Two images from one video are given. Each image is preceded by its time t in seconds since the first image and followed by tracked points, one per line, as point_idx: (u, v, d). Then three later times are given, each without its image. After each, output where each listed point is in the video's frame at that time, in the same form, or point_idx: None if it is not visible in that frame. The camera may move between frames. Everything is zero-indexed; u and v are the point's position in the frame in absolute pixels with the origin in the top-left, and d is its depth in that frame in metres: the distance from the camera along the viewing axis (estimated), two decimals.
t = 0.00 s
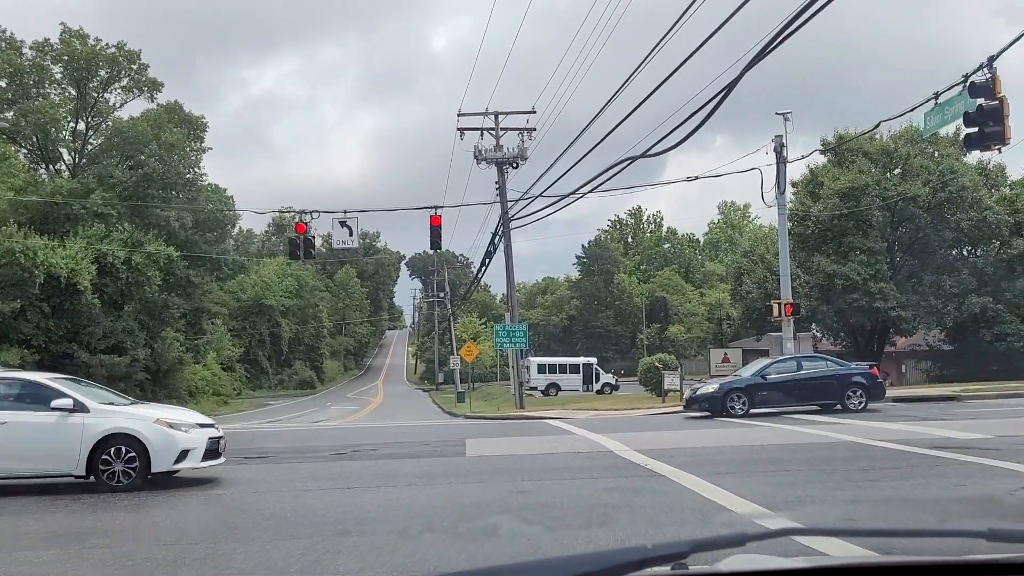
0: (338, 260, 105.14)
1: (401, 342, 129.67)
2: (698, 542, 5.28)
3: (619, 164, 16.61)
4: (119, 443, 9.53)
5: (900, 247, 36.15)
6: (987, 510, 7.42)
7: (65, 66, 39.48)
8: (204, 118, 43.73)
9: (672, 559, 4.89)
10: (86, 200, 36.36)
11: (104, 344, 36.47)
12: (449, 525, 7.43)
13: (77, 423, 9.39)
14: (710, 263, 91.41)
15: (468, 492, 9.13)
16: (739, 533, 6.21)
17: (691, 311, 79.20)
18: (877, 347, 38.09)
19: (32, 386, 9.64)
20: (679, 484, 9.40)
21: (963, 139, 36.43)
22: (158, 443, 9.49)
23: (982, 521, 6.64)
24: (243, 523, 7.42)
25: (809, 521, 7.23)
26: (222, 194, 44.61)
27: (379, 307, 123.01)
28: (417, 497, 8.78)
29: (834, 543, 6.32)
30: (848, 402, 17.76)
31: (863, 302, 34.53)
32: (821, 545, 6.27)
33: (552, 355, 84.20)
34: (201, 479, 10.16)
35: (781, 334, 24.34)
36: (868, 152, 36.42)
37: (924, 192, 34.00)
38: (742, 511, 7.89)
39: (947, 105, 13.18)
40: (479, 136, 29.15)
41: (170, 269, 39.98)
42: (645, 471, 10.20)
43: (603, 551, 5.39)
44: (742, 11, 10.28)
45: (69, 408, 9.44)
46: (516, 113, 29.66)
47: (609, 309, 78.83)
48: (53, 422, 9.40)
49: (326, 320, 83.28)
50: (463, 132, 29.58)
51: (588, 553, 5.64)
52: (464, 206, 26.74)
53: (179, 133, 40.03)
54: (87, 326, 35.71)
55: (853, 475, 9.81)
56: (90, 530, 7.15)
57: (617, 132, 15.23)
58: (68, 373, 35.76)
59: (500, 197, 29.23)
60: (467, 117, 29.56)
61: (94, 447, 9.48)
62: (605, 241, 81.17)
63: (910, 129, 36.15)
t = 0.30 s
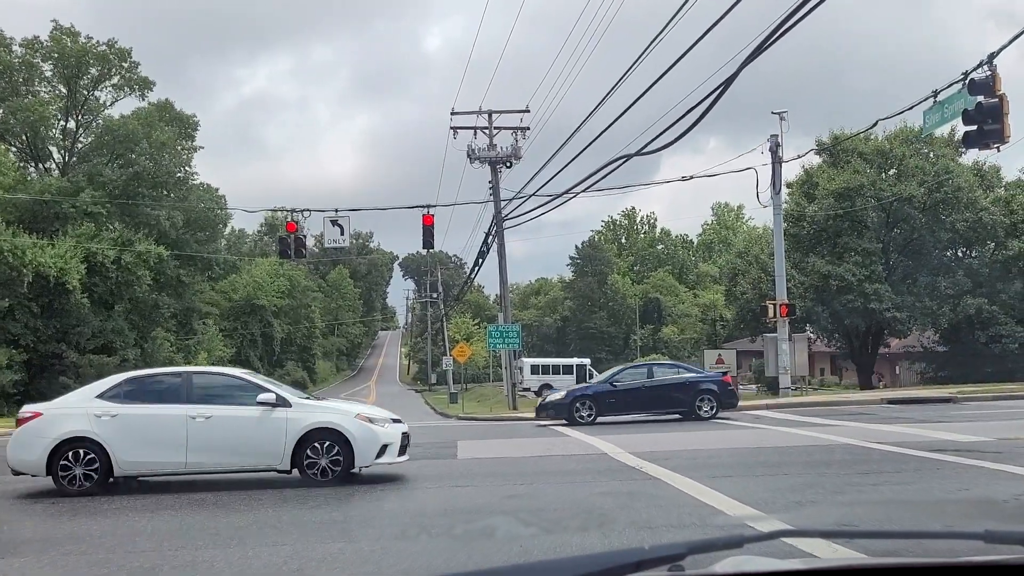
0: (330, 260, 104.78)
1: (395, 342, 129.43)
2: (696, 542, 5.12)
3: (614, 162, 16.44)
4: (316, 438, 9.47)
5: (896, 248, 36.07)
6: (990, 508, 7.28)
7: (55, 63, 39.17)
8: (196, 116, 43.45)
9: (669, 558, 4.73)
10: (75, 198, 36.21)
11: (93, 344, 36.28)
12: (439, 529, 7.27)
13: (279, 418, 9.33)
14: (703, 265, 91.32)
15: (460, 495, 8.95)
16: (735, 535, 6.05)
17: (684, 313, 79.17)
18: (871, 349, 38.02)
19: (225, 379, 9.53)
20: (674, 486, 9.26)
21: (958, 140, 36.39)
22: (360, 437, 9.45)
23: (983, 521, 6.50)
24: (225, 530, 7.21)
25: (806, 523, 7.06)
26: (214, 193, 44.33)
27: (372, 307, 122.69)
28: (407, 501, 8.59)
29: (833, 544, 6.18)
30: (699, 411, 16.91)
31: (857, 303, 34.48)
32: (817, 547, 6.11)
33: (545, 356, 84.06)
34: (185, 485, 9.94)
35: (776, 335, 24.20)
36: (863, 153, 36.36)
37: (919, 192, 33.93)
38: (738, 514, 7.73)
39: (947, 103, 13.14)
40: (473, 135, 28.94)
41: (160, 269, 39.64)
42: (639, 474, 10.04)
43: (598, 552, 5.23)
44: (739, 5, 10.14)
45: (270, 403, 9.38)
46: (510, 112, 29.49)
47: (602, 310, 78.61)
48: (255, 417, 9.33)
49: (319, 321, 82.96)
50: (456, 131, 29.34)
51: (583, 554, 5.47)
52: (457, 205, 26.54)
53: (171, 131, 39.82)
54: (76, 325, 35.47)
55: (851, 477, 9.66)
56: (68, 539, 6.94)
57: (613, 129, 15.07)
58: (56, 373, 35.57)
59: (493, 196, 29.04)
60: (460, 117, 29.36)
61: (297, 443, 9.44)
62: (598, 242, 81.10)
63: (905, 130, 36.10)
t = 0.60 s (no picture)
0: (324, 261, 104.51)
1: (389, 344, 129.36)
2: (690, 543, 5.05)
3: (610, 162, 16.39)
4: (544, 431, 9.82)
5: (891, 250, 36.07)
6: (986, 507, 7.22)
7: (48, 63, 39.01)
8: (189, 116, 43.31)
9: (666, 558, 4.65)
10: (68, 198, 36.14)
11: (85, 344, 36.16)
12: (433, 531, 7.22)
13: (506, 413, 9.72)
14: (697, 267, 91.32)
15: (454, 498, 8.86)
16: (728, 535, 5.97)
17: (679, 315, 79.14)
18: (866, 351, 38.03)
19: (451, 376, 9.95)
20: (671, 487, 9.22)
21: (953, 142, 36.46)
22: (585, 430, 9.82)
23: (979, 520, 6.44)
24: (213, 538, 7.13)
25: (801, 525, 6.99)
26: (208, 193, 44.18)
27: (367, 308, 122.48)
28: (398, 505, 8.49)
29: (829, 544, 6.13)
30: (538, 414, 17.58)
31: (852, 305, 34.53)
32: (810, 550, 6.03)
33: (540, 358, 83.98)
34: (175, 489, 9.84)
35: (772, 336, 24.17)
36: (857, 154, 36.41)
37: (914, 194, 33.99)
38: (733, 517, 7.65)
39: (943, 103, 13.13)
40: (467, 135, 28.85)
41: (153, 270, 39.44)
42: (635, 476, 9.99)
43: (593, 554, 5.14)
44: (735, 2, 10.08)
45: (497, 398, 9.77)
46: (505, 112, 29.46)
47: (597, 312, 78.51)
48: (484, 412, 9.72)
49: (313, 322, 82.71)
50: (450, 130, 29.26)
51: (576, 556, 5.38)
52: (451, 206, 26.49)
53: (164, 131, 39.68)
54: (68, 326, 35.34)
55: (848, 478, 9.59)
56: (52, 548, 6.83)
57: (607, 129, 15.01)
58: (48, 374, 35.50)
59: (488, 196, 28.99)
60: (454, 117, 29.33)
61: (522, 438, 9.78)
62: (593, 243, 81.06)
63: (900, 131, 36.14)
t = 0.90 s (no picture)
0: (320, 262, 104.47)
1: (385, 345, 129.28)
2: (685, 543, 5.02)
3: (605, 163, 16.32)
4: (787, 425, 9.99)
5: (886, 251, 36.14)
6: (983, 507, 7.18)
7: (42, 63, 38.93)
8: (184, 117, 43.24)
9: (661, 559, 4.62)
10: (62, 198, 36.05)
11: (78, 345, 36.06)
12: (430, 532, 7.20)
13: (749, 406, 9.92)
14: (692, 269, 91.35)
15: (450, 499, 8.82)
16: (724, 536, 5.92)
17: (674, 316, 79.17)
18: (861, 352, 38.09)
19: (689, 371, 10.12)
20: (671, 488, 9.20)
21: (948, 143, 36.52)
22: (826, 424, 10.00)
23: (976, 520, 6.40)
24: (210, 539, 7.11)
25: (796, 525, 6.95)
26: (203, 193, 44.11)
27: (362, 309, 122.44)
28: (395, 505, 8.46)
29: (824, 544, 6.11)
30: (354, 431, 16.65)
31: (847, 306, 34.67)
32: (806, 551, 5.98)
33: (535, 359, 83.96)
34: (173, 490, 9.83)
35: (767, 337, 24.16)
36: (853, 156, 36.47)
37: (909, 196, 34.04)
38: (728, 518, 7.61)
39: (939, 104, 13.14)
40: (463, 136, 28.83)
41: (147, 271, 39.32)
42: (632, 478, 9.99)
43: (589, 554, 5.09)
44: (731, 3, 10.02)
45: (740, 392, 9.96)
46: (501, 113, 29.48)
47: (592, 313, 78.45)
48: (728, 405, 9.91)
49: (308, 323, 82.62)
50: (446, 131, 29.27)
51: (572, 556, 5.33)
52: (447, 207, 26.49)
53: (159, 131, 39.58)
54: (62, 327, 35.20)
55: (845, 479, 9.57)
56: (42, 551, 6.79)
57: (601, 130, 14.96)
58: (41, 375, 35.32)
59: (483, 197, 28.98)
60: (451, 118, 29.35)
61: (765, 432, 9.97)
62: (588, 244, 81.05)
63: (895, 133, 36.18)
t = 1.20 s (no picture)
0: (317, 263, 104.44)
1: (382, 346, 129.28)
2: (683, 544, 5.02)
3: (602, 164, 16.33)
4: None
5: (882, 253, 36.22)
6: (978, 507, 7.18)
7: (38, 63, 38.87)
8: (180, 117, 43.21)
9: (658, 559, 4.65)
10: (58, 199, 36.04)
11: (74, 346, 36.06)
12: (424, 531, 7.24)
13: (1003, 400, 10.32)
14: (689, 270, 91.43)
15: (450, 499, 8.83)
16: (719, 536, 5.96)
17: (671, 317, 79.24)
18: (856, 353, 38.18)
19: (940, 366, 10.51)
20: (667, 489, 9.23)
21: (944, 145, 36.59)
22: None
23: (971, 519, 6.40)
24: (206, 540, 7.12)
25: (793, 525, 6.95)
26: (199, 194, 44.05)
27: (359, 310, 122.42)
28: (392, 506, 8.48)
29: (818, 546, 6.13)
30: (199, 432, 16.70)
31: (843, 307, 34.85)
32: (802, 553, 5.98)
33: (531, 360, 84.03)
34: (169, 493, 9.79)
35: (763, 339, 24.20)
36: (849, 157, 36.57)
37: (905, 197, 34.13)
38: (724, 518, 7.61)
39: (934, 106, 13.18)
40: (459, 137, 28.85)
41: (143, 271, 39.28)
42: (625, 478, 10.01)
43: (585, 554, 5.10)
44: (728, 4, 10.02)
45: (992, 386, 10.38)
46: (498, 114, 29.57)
47: (589, 314, 78.53)
48: (981, 397, 10.32)
49: (304, 324, 82.59)
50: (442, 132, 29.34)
51: (570, 556, 5.34)
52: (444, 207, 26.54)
53: (155, 132, 39.57)
54: (58, 328, 35.18)
55: (841, 480, 9.58)
56: (38, 551, 6.79)
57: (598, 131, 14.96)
58: (37, 376, 35.28)
59: (480, 198, 29.04)
60: (447, 119, 29.43)
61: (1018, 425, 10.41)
62: (585, 245, 81.10)
63: (891, 135, 36.29)
